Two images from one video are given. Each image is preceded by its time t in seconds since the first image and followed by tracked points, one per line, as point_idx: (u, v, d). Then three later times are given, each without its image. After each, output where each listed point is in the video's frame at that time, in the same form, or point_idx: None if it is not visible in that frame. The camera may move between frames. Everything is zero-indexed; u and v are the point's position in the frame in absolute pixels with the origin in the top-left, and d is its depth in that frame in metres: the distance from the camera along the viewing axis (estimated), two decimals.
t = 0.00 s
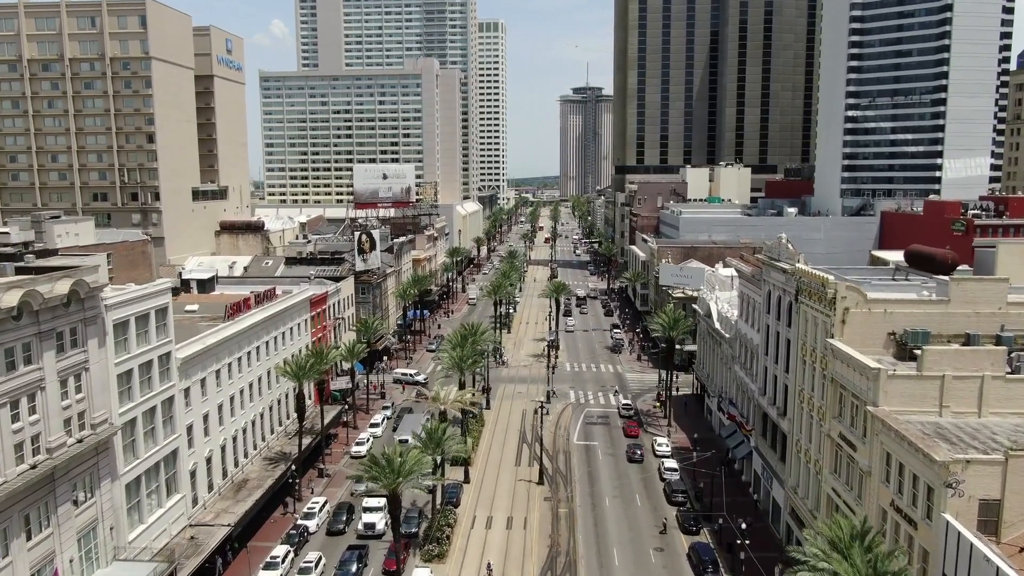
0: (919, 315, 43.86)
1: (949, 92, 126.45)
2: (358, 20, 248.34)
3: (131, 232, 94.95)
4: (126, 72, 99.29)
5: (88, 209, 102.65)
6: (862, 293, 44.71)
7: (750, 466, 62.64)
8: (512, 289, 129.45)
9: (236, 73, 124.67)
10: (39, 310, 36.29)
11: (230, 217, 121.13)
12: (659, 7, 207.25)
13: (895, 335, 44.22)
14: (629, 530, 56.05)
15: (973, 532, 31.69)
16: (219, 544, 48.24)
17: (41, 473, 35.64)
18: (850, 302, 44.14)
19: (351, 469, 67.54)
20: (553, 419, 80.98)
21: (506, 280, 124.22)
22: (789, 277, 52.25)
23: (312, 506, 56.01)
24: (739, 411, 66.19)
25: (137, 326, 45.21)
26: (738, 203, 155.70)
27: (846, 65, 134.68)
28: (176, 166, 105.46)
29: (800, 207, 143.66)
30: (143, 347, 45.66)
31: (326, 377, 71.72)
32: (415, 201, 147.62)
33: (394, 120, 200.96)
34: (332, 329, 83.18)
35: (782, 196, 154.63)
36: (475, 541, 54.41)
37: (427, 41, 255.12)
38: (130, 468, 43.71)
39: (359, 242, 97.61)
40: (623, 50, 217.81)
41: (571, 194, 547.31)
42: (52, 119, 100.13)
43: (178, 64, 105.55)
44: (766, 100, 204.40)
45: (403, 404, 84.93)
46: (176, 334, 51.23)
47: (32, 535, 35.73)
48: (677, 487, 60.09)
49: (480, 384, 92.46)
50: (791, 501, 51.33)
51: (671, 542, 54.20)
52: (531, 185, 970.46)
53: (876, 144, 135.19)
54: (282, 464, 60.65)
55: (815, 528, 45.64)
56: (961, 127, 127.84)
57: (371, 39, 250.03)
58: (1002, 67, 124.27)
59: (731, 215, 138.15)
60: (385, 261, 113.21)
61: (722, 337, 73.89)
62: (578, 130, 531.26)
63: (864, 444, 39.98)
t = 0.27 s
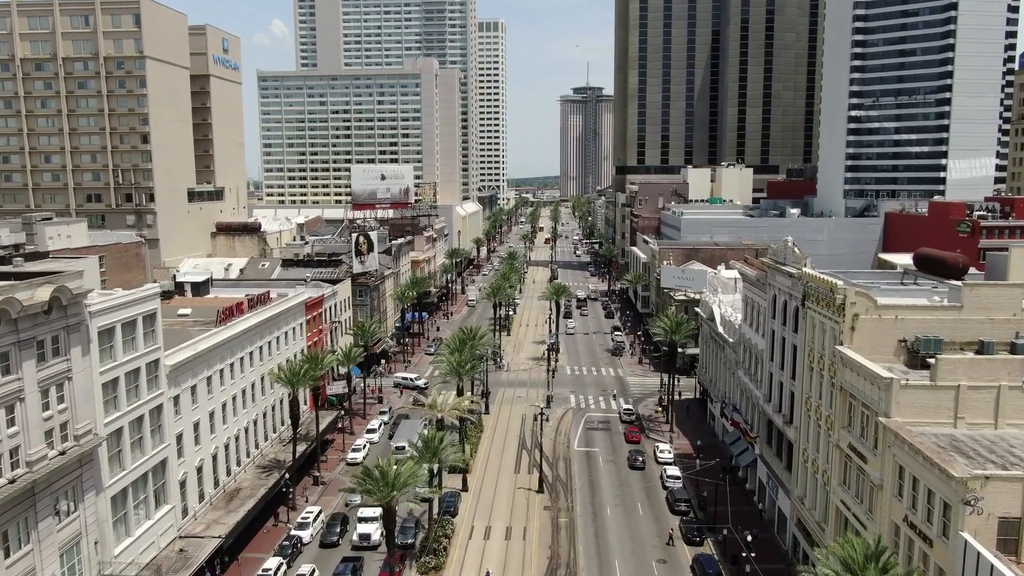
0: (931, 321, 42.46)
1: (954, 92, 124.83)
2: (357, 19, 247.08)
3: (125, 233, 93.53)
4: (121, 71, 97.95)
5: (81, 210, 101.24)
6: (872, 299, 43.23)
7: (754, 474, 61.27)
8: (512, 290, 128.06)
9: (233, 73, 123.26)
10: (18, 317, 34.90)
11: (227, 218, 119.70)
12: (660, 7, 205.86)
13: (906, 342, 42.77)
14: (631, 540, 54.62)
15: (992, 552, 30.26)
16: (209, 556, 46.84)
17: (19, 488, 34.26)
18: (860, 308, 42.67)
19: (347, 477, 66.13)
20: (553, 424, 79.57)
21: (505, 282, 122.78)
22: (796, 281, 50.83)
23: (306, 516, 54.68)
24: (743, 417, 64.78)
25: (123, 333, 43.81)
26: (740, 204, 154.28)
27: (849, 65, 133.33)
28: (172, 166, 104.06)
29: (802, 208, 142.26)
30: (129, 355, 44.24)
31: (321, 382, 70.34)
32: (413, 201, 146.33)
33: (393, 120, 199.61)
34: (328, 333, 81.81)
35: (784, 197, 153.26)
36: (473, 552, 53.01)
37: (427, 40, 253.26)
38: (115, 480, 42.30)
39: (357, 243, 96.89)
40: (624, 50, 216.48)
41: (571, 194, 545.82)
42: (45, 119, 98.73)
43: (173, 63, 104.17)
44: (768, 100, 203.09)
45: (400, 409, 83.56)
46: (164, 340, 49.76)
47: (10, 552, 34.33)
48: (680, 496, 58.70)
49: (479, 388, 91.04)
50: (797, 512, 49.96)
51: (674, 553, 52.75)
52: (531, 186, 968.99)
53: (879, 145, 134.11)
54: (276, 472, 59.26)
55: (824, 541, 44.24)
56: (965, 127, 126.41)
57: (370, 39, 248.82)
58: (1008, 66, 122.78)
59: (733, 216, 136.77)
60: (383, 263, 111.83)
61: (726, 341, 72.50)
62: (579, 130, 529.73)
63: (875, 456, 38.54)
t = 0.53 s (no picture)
0: (943, 328, 41.15)
1: (959, 92, 123.28)
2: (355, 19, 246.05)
3: (118, 235, 92.14)
4: (115, 71, 96.60)
5: (75, 212, 99.89)
6: (883, 306, 41.86)
7: (759, 483, 59.90)
8: (512, 293, 126.62)
9: (229, 72, 121.81)
10: None
11: (223, 219, 118.24)
12: (661, 6, 204.38)
13: (917, 349, 41.43)
14: (633, 550, 53.19)
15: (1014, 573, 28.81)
16: (199, 569, 45.50)
17: None
18: (869, 314, 41.33)
19: (343, 485, 64.68)
20: (554, 430, 78.19)
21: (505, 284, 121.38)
22: (803, 286, 49.43)
23: (301, 525, 53.40)
24: (748, 424, 63.41)
25: (108, 340, 42.39)
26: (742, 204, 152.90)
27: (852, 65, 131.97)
28: (166, 167, 102.68)
29: (805, 209, 140.87)
30: (115, 362, 42.82)
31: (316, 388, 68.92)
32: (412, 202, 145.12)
33: (392, 120, 198.23)
34: (325, 337, 80.42)
35: (787, 198, 151.83)
36: (470, 564, 51.49)
37: (426, 40, 251.79)
38: (100, 492, 40.91)
39: (355, 244, 95.87)
40: (625, 49, 214.97)
41: (572, 195, 544.30)
42: (38, 119, 97.33)
43: (168, 63, 102.79)
44: (770, 100, 201.66)
45: (398, 414, 82.16)
46: (153, 348, 48.33)
47: None
48: (683, 505, 57.26)
49: (477, 393, 89.58)
50: (804, 523, 48.56)
51: (677, 564, 51.33)
52: (531, 185, 968.03)
53: (883, 145, 132.59)
54: (270, 481, 57.92)
55: (833, 555, 42.85)
56: (970, 127, 124.83)
57: (369, 38, 247.60)
58: (1012, 65, 122.18)
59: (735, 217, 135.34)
60: (381, 265, 110.37)
61: (729, 346, 71.15)
62: (579, 130, 528.09)
63: (886, 469, 37.13)
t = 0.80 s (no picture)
0: (956, 336, 39.82)
1: (964, 92, 121.93)
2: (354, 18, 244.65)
3: (112, 237, 90.85)
4: (108, 70, 95.26)
5: (68, 213, 98.60)
6: (894, 313, 40.52)
7: (764, 492, 58.60)
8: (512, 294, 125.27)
9: (226, 72, 120.45)
10: None
11: (219, 221, 116.88)
12: (662, 5, 203.01)
13: (930, 357, 40.07)
14: (635, 562, 51.79)
15: None
16: None
17: None
18: (881, 322, 39.97)
19: (338, 492, 63.35)
20: (554, 435, 76.84)
21: (504, 286, 120.06)
22: (810, 291, 48.09)
23: (295, 536, 52.09)
24: (752, 431, 62.09)
25: (93, 348, 41.02)
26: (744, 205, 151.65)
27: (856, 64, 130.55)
28: (161, 168, 101.33)
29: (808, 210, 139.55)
30: (100, 371, 41.42)
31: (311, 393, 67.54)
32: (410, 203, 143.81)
33: (391, 120, 196.84)
34: (321, 341, 79.08)
35: (789, 198, 150.52)
36: None
37: (425, 39, 250.64)
38: (85, 506, 39.55)
39: (352, 246, 94.28)
40: (625, 49, 213.58)
41: (572, 195, 543.00)
42: (31, 119, 95.99)
43: (163, 62, 101.47)
44: (772, 100, 200.28)
45: (395, 419, 80.83)
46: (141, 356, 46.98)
47: None
48: (686, 515, 55.92)
49: (476, 397, 88.24)
50: (811, 535, 47.25)
51: None
52: (531, 186, 966.67)
53: (886, 146, 131.03)
54: (263, 489, 56.60)
55: (842, 569, 41.54)
56: (975, 127, 123.44)
57: (368, 38, 246.18)
58: (1018, 65, 120.70)
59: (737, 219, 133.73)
60: (379, 267, 109.01)
61: (732, 350, 69.81)
62: (579, 130, 526.76)
63: (899, 483, 35.77)
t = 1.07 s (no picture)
0: (972, 344, 38.46)
1: (968, 92, 120.48)
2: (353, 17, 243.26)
3: (105, 239, 89.47)
4: (102, 69, 93.88)
5: (61, 214, 97.25)
6: (907, 320, 39.13)
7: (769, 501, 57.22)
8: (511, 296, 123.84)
9: (222, 71, 119.09)
10: None
11: (215, 222, 115.49)
12: (663, 4, 201.58)
13: (944, 366, 38.69)
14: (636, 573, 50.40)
15: None
16: None
17: None
18: (893, 329, 38.60)
19: (334, 501, 61.90)
20: (554, 441, 75.44)
21: (503, 288, 118.69)
22: (817, 296, 46.70)
23: (288, 546, 50.71)
24: (756, 438, 60.71)
25: (76, 356, 39.57)
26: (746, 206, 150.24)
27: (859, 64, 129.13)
28: (156, 169, 99.90)
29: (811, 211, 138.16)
30: (84, 380, 39.98)
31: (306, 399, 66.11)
32: (408, 204, 142.47)
33: (390, 120, 195.42)
34: (316, 345, 77.69)
35: (792, 199, 149.10)
36: None
37: (425, 39, 249.35)
38: (67, 520, 38.11)
39: (348, 248, 92.54)
40: (626, 48, 212.15)
41: (572, 195, 541.49)
42: (23, 119, 94.62)
43: (158, 61, 100.07)
44: (774, 100, 198.80)
45: (392, 425, 79.40)
46: (128, 364, 45.56)
47: None
48: (689, 526, 54.52)
49: (475, 402, 86.83)
50: (818, 547, 45.89)
51: None
52: (531, 186, 964.92)
53: (890, 146, 129.58)
54: (255, 498, 55.22)
55: None
56: (981, 127, 121.99)
57: (367, 37, 244.72)
58: None
59: (740, 220, 132.09)
60: (376, 269, 107.60)
61: (736, 355, 68.44)
62: (580, 130, 525.30)
63: (913, 497, 34.38)
